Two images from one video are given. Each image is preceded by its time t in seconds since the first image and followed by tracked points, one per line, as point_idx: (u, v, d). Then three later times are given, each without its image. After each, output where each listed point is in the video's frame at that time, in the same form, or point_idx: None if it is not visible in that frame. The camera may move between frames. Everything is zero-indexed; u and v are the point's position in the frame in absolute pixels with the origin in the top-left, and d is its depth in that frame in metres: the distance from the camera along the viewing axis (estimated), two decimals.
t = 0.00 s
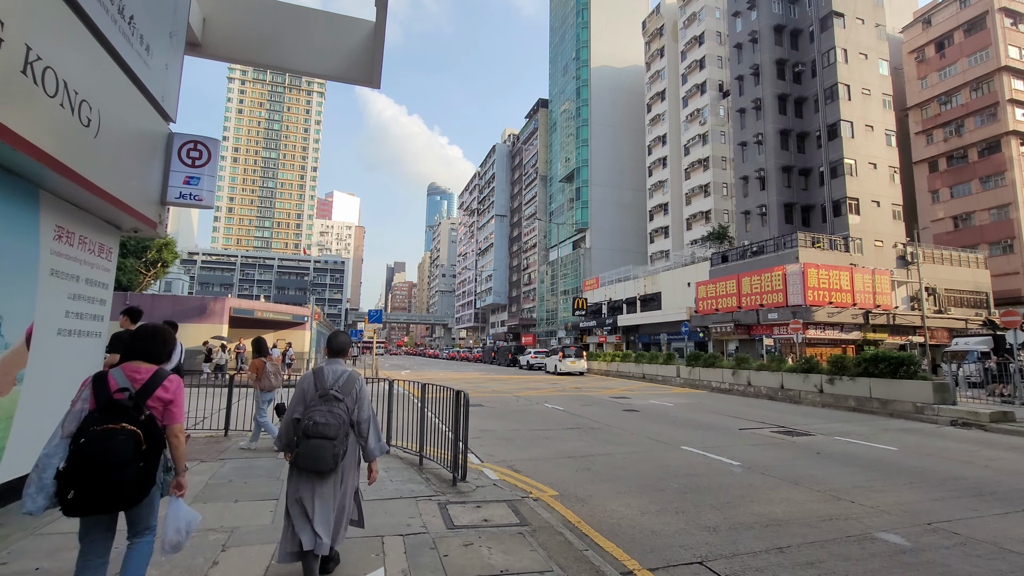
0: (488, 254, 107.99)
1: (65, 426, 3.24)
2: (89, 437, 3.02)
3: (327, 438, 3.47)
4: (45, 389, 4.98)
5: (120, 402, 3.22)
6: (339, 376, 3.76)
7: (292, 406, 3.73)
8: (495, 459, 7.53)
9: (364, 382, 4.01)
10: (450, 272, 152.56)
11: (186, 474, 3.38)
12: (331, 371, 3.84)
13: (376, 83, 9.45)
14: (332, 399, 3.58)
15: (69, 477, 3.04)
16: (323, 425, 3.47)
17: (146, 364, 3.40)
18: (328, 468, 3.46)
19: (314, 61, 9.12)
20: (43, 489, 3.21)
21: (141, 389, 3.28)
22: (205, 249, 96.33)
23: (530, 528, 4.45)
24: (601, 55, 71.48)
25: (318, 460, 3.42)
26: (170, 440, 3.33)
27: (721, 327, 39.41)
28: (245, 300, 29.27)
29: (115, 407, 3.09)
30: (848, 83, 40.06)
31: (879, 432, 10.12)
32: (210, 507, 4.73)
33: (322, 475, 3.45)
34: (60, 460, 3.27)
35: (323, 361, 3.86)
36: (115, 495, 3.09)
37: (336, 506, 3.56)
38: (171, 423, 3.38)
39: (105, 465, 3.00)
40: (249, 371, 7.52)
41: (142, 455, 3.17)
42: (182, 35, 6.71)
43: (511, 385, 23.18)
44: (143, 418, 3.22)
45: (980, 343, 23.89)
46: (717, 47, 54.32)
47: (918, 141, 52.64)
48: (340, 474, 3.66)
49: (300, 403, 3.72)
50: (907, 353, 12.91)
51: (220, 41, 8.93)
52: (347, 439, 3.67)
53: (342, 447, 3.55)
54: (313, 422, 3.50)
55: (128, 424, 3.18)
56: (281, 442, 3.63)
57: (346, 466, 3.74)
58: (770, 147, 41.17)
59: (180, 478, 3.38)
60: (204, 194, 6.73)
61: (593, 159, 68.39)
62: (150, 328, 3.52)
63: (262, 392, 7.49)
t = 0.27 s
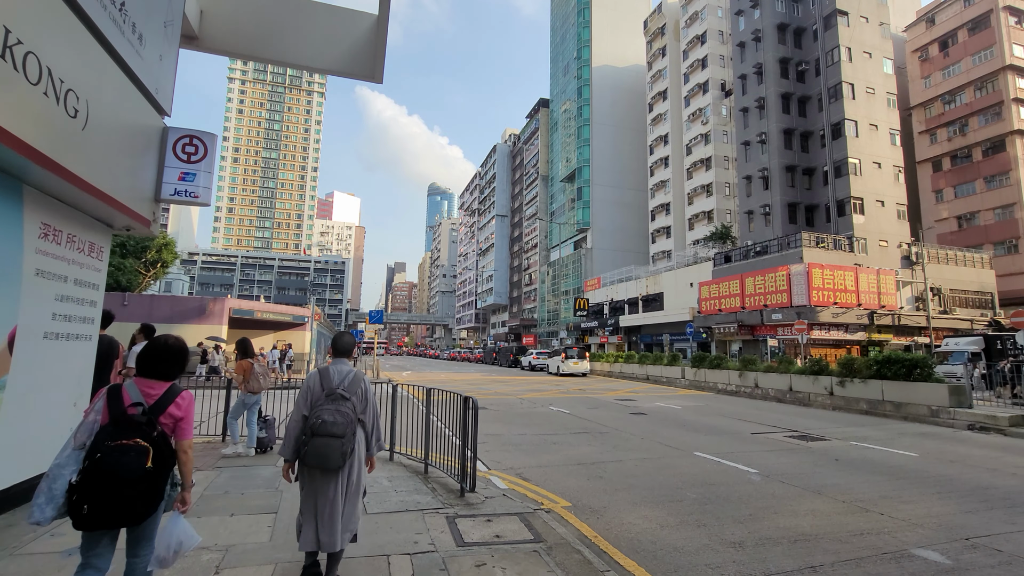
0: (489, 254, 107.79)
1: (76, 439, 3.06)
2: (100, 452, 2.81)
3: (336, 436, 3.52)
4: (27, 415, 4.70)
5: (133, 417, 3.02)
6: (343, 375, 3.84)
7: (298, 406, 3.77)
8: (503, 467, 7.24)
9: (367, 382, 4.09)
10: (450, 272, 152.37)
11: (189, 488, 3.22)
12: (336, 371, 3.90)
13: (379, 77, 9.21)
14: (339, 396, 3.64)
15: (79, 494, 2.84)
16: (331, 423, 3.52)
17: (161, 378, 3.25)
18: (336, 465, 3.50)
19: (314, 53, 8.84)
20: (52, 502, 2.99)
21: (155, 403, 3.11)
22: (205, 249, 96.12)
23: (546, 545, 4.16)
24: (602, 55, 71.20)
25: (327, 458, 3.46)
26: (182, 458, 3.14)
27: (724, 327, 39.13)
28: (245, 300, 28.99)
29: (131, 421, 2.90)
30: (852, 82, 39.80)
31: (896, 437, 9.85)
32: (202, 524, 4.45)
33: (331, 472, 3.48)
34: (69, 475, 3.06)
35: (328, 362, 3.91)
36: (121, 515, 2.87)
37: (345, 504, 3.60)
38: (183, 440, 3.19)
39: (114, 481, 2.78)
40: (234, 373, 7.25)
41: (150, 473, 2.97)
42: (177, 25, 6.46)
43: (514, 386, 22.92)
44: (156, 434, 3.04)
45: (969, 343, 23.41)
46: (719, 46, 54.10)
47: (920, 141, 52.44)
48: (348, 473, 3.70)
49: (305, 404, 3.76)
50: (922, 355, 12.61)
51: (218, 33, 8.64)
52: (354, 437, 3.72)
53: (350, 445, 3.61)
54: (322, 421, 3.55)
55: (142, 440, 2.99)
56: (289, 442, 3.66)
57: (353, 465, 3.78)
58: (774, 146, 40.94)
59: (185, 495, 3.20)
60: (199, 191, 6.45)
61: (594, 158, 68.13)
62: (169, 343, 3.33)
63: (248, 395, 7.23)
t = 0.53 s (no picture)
0: (490, 254, 107.52)
1: (86, 424, 3.21)
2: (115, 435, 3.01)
3: (330, 435, 3.46)
4: (5, 423, 4.44)
5: (142, 404, 3.20)
6: (333, 373, 3.76)
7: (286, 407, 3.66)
8: (508, 468, 6.99)
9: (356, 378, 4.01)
10: (451, 272, 151.97)
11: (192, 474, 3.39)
12: (325, 368, 3.80)
13: (379, 68, 8.93)
14: (331, 397, 3.58)
15: (91, 476, 3.00)
16: (325, 423, 3.46)
17: (168, 369, 3.40)
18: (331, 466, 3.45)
19: (314, 43, 8.57)
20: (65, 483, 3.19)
21: (165, 391, 3.30)
22: (205, 249, 95.87)
23: (558, 554, 3.89)
24: (604, 54, 70.89)
25: (322, 459, 3.41)
26: (189, 444, 3.32)
27: (726, 327, 38.86)
28: (244, 299, 28.76)
29: (142, 406, 3.09)
30: (856, 80, 39.52)
31: (909, 437, 9.62)
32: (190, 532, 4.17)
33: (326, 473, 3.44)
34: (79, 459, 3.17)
35: (317, 361, 3.84)
36: (133, 498, 3.04)
37: (342, 503, 3.56)
38: (189, 427, 3.37)
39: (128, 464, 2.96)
40: (213, 373, 6.99)
41: (163, 457, 3.17)
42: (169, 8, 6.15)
43: (515, 386, 22.72)
44: (166, 421, 3.22)
45: (960, 343, 22.44)
46: (721, 44, 53.81)
47: (924, 140, 52.13)
48: (342, 473, 3.65)
49: (295, 404, 3.65)
50: (933, 354, 12.36)
51: (213, 22, 8.37)
52: (347, 436, 3.67)
53: (344, 444, 3.56)
54: (314, 421, 3.48)
55: (153, 424, 3.17)
56: (281, 443, 3.58)
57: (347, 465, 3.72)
58: (777, 144, 40.69)
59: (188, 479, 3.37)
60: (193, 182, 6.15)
61: (596, 158, 67.83)
62: (175, 334, 3.53)
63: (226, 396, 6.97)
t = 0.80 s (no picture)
0: (491, 254, 107.18)
1: (83, 433, 3.20)
2: (110, 441, 2.98)
3: (323, 429, 3.62)
4: None
5: (138, 411, 3.17)
6: (325, 368, 3.90)
7: (279, 401, 3.81)
8: (515, 474, 6.69)
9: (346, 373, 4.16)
10: (452, 272, 151.64)
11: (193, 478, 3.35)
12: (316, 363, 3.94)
13: (380, 59, 8.63)
14: (323, 391, 3.72)
15: (87, 484, 2.99)
16: (317, 418, 3.61)
17: (163, 374, 3.40)
18: (321, 458, 3.61)
19: (311, 33, 8.28)
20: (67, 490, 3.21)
21: (158, 398, 3.27)
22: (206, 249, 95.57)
23: (577, 573, 3.60)
24: (605, 52, 70.55)
25: (314, 452, 3.57)
26: (186, 449, 3.30)
27: (730, 327, 38.49)
28: (243, 299, 28.48)
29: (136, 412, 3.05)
30: (861, 78, 39.18)
31: (927, 440, 9.34)
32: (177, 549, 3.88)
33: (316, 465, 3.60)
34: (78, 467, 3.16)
35: (308, 357, 3.96)
36: (131, 504, 3.02)
37: (333, 494, 3.73)
38: (186, 432, 3.36)
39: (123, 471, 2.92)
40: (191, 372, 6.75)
41: (158, 463, 3.14)
42: None
43: (518, 387, 22.41)
44: (161, 427, 3.18)
45: (955, 343, 21.54)
46: (724, 43, 53.50)
47: (929, 138, 51.75)
48: (333, 466, 3.82)
49: (287, 398, 3.80)
50: (949, 355, 12.04)
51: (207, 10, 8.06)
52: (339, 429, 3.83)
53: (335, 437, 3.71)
54: (307, 416, 3.62)
55: (147, 431, 3.14)
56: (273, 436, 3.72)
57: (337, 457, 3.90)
58: (781, 143, 40.36)
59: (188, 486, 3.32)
60: (185, 176, 5.87)
61: (597, 157, 67.51)
62: (167, 338, 3.52)
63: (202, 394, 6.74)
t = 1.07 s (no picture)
0: (492, 254, 106.81)
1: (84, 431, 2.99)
2: (109, 437, 2.76)
3: (320, 436, 3.37)
4: None
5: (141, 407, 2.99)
6: (328, 373, 3.68)
7: (279, 404, 3.61)
8: (524, 481, 6.36)
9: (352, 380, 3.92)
10: (453, 272, 151.34)
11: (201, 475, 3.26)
12: (319, 367, 3.73)
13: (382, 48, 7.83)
14: (323, 397, 3.49)
15: (87, 480, 2.75)
16: (314, 424, 3.37)
17: (167, 370, 3.21)
18: (317, 467, 3.37)
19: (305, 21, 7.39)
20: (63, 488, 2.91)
21: (162, 395, 3.08)
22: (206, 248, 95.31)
23: None
24: (607, 51, 70.18)
25: (308, 461, 3.33)
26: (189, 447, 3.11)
27: (734, 327, 38.13)
28: (243, 298, 28.17)
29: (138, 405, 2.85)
30: (866, 75, 38.82)
31: (950, 443, 9.01)
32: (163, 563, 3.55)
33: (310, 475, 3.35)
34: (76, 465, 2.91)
35: (311, 360, 3.75)
36: (131, 500, 2.79)
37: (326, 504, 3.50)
38: (190, 430, 3.18)
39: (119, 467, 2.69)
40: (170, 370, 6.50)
41: (158, 460, 2.91)
42: None
43: (522, 387, 22.07)
44: (162, 423, 2.96)
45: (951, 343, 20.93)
46: (727, 41, 53.16)
47: (934, 137, 51.36)
48: (331, 472, 3.60)
49: (287, 402, 3.60)
50: (969, 355, 11.68)
51: None
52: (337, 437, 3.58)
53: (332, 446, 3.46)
54: (304, 421, 3.39)
55: (149, 427, 2.92)
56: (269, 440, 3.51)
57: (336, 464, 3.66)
58: (785, 140, 40.05)
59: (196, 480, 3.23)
60: (178, 166, 5.57)
61: (599, 156, 67.18)
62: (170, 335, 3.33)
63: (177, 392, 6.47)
